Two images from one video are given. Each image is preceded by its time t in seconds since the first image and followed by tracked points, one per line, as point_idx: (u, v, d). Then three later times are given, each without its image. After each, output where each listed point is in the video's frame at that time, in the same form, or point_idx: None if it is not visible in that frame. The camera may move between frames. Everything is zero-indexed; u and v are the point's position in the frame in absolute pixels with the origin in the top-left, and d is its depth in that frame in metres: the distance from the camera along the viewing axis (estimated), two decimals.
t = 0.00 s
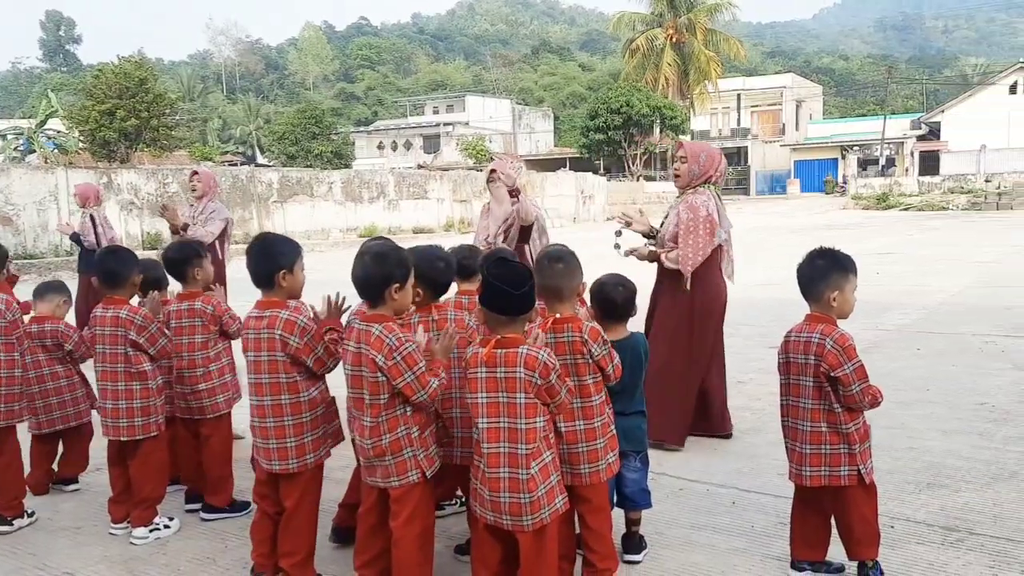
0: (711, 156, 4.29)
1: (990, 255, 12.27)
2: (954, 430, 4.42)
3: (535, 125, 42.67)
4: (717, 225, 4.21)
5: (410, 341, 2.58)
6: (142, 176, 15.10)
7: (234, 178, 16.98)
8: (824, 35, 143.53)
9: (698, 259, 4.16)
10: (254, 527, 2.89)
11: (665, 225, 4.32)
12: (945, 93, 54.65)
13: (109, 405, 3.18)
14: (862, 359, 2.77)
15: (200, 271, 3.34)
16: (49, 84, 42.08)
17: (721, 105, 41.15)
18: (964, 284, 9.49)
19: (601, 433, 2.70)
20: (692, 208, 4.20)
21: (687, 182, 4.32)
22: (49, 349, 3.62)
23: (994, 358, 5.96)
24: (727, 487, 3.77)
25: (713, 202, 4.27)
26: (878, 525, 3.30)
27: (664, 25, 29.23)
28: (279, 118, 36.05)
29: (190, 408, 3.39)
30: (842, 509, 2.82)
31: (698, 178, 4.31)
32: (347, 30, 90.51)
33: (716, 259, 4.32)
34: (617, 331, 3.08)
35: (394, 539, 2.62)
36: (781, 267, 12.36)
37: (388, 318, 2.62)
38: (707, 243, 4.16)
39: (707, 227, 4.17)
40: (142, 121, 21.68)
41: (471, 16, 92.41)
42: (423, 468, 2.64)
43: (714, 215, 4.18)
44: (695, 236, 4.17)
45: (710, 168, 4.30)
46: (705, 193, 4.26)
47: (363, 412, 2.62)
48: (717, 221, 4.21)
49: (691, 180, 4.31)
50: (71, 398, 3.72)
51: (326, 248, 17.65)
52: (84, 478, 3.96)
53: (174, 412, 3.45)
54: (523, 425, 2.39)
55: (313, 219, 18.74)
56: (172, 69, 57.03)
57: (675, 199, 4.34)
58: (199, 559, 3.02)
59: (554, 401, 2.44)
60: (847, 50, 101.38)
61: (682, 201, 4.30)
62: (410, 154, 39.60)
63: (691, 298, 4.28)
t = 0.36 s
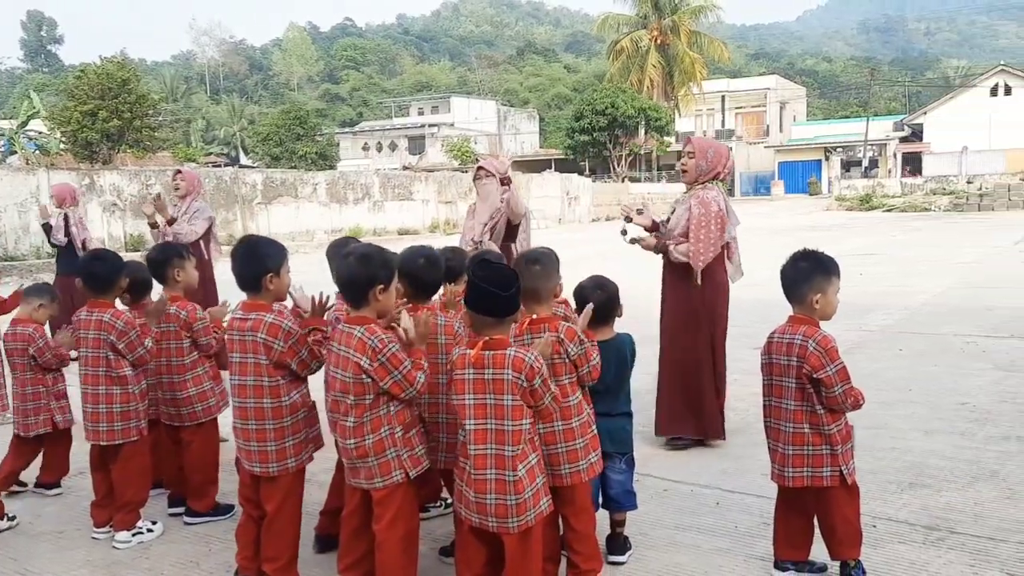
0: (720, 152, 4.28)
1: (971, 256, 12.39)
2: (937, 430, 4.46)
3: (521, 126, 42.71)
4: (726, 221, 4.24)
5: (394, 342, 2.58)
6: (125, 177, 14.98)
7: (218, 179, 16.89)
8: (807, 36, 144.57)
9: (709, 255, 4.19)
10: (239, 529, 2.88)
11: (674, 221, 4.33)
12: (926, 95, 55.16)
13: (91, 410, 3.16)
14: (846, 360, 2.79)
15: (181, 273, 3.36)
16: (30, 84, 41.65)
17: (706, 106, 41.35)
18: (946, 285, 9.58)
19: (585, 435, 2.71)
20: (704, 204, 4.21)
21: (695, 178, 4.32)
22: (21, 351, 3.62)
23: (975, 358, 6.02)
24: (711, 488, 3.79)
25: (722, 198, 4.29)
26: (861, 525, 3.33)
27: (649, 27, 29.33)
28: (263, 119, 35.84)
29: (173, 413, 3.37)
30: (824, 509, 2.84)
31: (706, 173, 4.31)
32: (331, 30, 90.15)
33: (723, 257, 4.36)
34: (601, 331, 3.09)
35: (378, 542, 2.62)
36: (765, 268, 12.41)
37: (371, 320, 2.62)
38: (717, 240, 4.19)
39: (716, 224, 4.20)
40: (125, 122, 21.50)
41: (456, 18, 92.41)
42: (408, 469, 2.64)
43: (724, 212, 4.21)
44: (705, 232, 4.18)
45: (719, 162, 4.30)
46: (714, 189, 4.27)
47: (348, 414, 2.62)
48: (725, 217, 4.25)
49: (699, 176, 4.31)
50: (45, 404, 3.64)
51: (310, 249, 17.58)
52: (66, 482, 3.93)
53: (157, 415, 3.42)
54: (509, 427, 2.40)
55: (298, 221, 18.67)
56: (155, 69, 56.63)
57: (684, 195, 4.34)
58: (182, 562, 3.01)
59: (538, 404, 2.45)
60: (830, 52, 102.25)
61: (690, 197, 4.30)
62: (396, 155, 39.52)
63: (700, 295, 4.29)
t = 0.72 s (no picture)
0: (720, 150, 4.23)
1: (952, 256, 12.51)
2: (917, 428, 4.51)
3: (505, 127, 42.75)
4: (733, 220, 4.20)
5: (378, 340, 2.59)
6: (106, 178, 14.87)
7: (200, 180, 16.79)
8: (790, 38, 145.61)
9: (717, 256, 4.12)
10: (221, 531, 2.88)
11: (679, 219, 4.24)
12: (908, 96, 55.64)
13: (72, 410, 3.14)
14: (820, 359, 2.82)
15: (159, 273, 3.35)
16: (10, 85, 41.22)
17: (690, 108, 41.57)
18: (926, 284, 9.69)
19: (564, 437, 2.72)
20: (712, 204, 4.14)
21: (695, 175, 4.26)
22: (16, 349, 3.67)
23: (956, 357, 6.08)
24: (694, 486, 3.82)
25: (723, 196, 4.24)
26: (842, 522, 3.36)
27: (633, 29, 29.43)
28: (246, 119, 35.68)
29: (154, 415, 3.35)
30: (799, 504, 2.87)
31: (705, 171, 4.24)
32: (315, 30, 89.81)
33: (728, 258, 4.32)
34: (584, 332, 3.10)
35: (363, 540, 2.62)
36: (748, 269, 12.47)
37: (355, 318, 2.62)
38: (725, 240, 4.14)
39: (724, 223, 4.15)
40: (107, 122, 21.34)
41: (440, 18, 92.30)
42: (394, 468, 2.65)
43: (731, 213, 4.17)
44: (715, 232, 4.11)
45: (718, 160, 4.24)
46: (716, 188, 4.22)
47: (331, 412, 2.62)
48: (732, 217, 4.20)
49: (698, 173, 4.24)
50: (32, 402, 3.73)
51: (294, 250, 17.52)
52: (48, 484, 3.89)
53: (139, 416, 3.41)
54: (491, 426, 2.41)
55: (281, 222, 18.62)
56: (137, 70, 56.21)
57: (687, 196, 4.27)
58: (163, 564, 3.00)
59: (520, 404, 2.46)
60: (813, 54, 102.91)
61: (695, 196, 4.23)
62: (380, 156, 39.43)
63: (710, 295, 4.22)
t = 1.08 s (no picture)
0: (726, 151, 4.24)
1: (934, 256, 12.62)
2: (898, 426, 4.56)
3: (490, 127, 42.74)
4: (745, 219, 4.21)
5: (364, 337, 2.60)
6: (88, 176, 14.73)
7: (184, 179, 16.68)
8: (773, 39, 146.52)
9: (732, 256, 4.12)
10: (205, 529, 2.87)
11: (690, 220, 4.19)
12: (890, 97, 56.10)
13: (54, 409, 3.13)
14: (815, 360, 2.78)
15: (143, 272, 3.32)
16: None
17: (675, 108, 41.72)
18: (909, 284, 9.77)
19: (550, 433, 2.75)
20: (724, 203, 4.14)
21: (701, 175, 4.25)
22: None
23: (937, 355, 6.14)
24: (678, 483, 3.85)
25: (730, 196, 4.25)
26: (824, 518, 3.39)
27: (618, 28, 29.51)
28: (230, 118, 35.46)
29: (136, 414, 3.33)
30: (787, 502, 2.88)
31: (711, 172, 4.25)
32: (299, 29, 89.26)
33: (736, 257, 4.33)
34: (568, 328, 3.12)
35: (350, 536, 2.63)
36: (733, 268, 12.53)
37: (340, 317, 2.63)
38: (739, 240, 4.15)
39: (737, 223, 4.15)
40: (88, 121, 21.13)
41: (424, 17, 92.15)
42: (381, 464, 2.66)
43: (744, 212, 4.18)
44: (729, 232, 4.11)
45: (722, 160, 4.24)
46: (723, 187, 4.23)
47: (318, 409, 2.62)
48: (744, 216, 4.20)
49: (704, 173, 4.24)
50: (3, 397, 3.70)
51: (278, 249, 17.45)
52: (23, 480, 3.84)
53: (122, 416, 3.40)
54: (475, 422, 2.42)
55: (265, 221, 18.54)
56: (119, 68, 55.73)
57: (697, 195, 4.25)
58: (148, 563, 2.99)
59: (504, 399, 2.47)
60: (797, 55, 103.54)
61: (705, 196, 4.22)
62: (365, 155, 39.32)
63: (723, 295, 4.22)
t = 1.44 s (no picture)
0: (738, 150, 4.14)
1: (915, 257, 12.75)
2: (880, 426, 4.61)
3: (475, 128, 42.75)
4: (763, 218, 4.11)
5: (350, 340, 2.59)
6: (70, 177, 14.60)
7: (167, 180, 16.56)
8: (755, 41, 147.58)
9: (753, 256, 4.01)
10: (191, 532, 2.86)
11: (707, 219, 4.04)
12: (872, 99, 56.62)
13: (39, 411, 3.11)
14: (848, 371, 2.57)
15: (126, 276, 3.31)
16: None
17: (659, 109, 41.90)
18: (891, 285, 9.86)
19: (539, 436, 2.76)
20: (741, 203, 4.04)
21: (711, 174, 4.14)
22: None
23: (919, 356, 6.20)
24: (663, 484, 3.87)
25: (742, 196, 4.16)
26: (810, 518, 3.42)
27: (602, 30, 29.62)
28: (214, 119, 35.24)
29: (119, 416, 3.32)
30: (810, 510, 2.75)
31: (721, 171, 4.14)
32: (282, 29, 88.78)
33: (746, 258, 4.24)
34: (553, 330, 3.13)
35: (337, 537, 2.63)
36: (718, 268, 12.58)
37: (324, 319, 2.62)
38: (759, 239, 4.05)
39: (755, 222, 4.06)
40: (70, 121, 20.93)
41: (409, 18, 92.04)
42: (367, 466, 2.66)
43: (761, 213, 4.08)
44: (750, 231, 4.02)
45: (734, 159, 4.15)
46: (735, 186, 4.14)
47: (304, 411, 2.61)
48: (760, 217, 4.11)
49: (714, 172, 4.14)
50: None
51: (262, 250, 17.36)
52: None
53: (106, 418, 3.37)
54: (462, 423, 2.42)
55: (249, 223, 18.45)
56: (101, 68, 55.27)
57: (711, 194, 4.14)
58: (133, 566, 2.97)
59: (491, 400, 2.47)
60: (780, 57, 104.25)
61: (718, 195, 4.11)
62: (349, 156, 39.24)
63: (735, 297, 4.08)
